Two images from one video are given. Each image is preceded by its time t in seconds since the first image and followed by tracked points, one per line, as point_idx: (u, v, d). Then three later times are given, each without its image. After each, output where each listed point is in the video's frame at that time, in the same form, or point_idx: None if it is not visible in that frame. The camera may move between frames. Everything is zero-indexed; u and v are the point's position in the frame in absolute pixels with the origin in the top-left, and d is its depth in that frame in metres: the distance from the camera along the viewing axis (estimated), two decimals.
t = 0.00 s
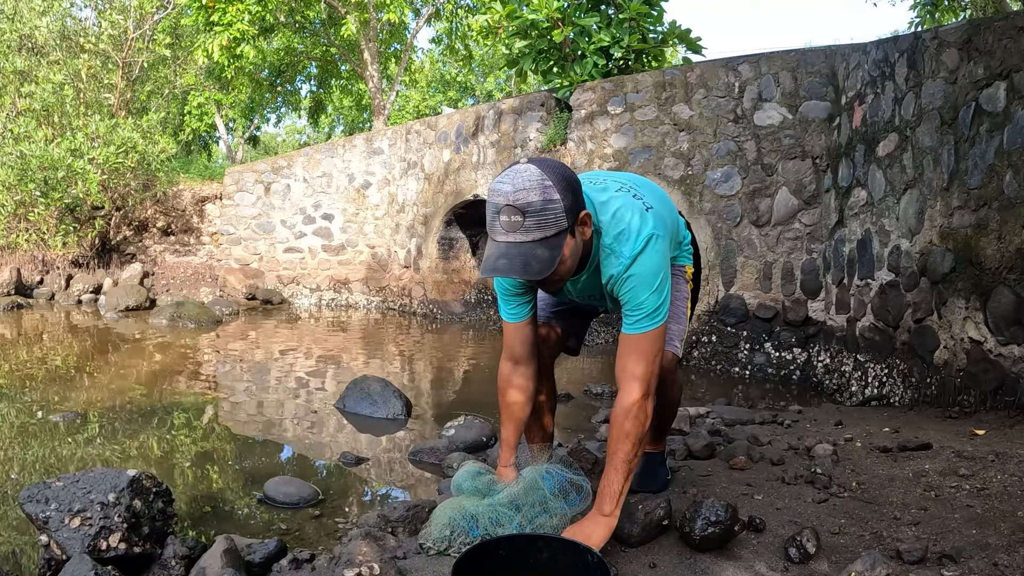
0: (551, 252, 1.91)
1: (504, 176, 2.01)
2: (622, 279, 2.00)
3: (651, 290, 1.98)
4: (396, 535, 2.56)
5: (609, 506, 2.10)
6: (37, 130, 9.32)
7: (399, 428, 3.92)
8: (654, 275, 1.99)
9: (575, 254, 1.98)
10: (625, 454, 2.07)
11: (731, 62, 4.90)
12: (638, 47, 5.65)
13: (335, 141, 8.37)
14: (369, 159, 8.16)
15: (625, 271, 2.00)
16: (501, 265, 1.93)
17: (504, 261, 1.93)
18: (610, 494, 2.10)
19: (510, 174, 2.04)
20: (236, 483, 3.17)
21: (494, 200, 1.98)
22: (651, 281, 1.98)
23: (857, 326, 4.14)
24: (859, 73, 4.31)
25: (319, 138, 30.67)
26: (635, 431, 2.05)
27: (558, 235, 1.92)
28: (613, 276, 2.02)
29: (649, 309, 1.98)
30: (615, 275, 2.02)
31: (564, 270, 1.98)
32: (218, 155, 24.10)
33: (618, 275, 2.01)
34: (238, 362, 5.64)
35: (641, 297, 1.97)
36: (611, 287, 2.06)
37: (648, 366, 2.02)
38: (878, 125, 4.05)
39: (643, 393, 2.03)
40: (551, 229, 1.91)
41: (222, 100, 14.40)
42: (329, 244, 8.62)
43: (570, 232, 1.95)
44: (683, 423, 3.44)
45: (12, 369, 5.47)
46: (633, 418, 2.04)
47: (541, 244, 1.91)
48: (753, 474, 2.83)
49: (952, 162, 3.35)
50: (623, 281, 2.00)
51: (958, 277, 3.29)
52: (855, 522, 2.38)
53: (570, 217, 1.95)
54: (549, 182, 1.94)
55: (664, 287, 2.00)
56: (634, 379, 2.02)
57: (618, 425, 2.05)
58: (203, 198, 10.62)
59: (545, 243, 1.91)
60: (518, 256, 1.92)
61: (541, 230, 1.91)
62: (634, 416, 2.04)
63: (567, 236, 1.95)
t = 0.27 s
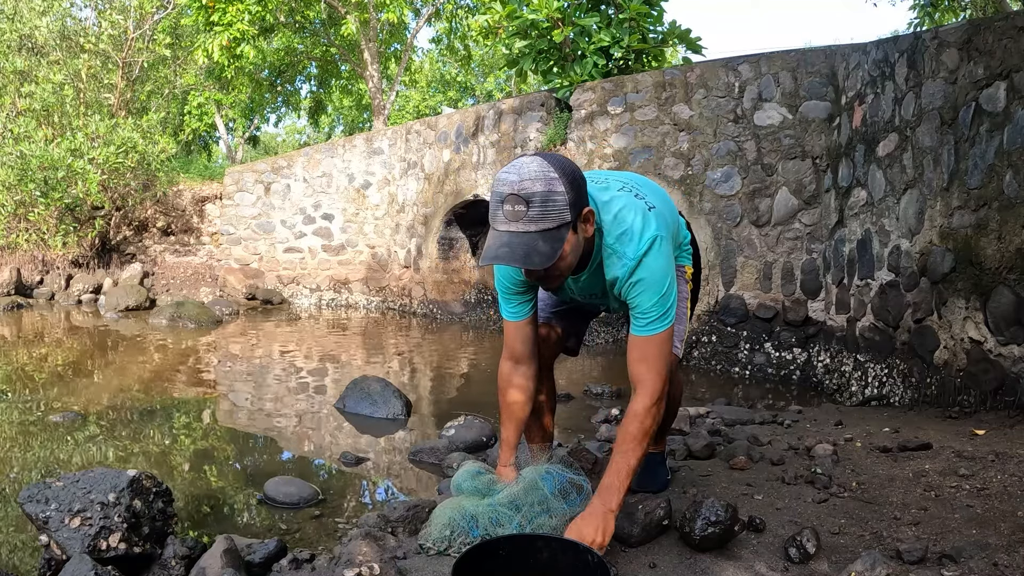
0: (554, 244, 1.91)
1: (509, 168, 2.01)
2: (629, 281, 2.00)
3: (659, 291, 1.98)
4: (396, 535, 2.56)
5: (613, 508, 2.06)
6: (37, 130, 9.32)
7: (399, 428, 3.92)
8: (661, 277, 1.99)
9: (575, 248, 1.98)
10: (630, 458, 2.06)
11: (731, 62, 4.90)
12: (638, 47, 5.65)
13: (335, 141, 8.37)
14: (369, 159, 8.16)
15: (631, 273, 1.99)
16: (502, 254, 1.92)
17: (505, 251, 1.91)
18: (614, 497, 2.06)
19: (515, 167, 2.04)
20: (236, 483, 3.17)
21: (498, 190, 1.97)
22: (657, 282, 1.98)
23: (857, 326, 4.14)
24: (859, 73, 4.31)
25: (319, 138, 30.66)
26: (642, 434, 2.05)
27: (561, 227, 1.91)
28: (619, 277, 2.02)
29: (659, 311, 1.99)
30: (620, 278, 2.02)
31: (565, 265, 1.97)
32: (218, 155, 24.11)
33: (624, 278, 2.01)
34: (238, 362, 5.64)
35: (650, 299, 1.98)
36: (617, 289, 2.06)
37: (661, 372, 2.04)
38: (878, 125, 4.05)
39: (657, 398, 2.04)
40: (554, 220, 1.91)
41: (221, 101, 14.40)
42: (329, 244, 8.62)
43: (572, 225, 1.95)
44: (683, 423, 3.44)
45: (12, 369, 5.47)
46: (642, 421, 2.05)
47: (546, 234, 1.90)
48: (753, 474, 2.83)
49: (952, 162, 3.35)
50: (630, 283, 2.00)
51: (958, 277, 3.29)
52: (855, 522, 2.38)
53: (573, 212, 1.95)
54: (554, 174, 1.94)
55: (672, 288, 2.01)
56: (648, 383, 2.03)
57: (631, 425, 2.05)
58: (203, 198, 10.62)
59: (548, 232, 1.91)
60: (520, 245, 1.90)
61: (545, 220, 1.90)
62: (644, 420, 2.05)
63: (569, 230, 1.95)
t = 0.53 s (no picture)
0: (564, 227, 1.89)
1: (515, 152, 1.99)
2: (638, 270, 2.01)
3: (668, 282, 1.99)
4: (397, 535, 2.56)
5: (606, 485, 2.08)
6: (37, 130, 9.32)
7: (399, 428, 3.92)
8: (670, 267, 2.00)
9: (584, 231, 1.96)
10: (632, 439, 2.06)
11: (731, 62, 4.90)
12: (638, 47, 5.64)
13: (335, 141, 8.37)
14: (369, 159, 8.16)
15: (639, 260, 2.00)
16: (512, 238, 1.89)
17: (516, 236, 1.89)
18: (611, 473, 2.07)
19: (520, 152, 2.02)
20: (236, 483, 3.17)
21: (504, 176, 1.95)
22: (666, 271, 1.99)
23: (857, 326, 4.14)
24: (859, 73, 4.31)
25: (319, 138, 30.68)
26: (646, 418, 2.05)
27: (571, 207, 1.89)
28: (626, 265, 2.03)
29: (669, 301, 2.00)
30: (628, 265, 2.03)
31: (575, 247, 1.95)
32: (218, 155, 24.12)
33: (632, 265, 2.02)
34: (238, 362, 5.64)
35: (659, 288, 1.99)
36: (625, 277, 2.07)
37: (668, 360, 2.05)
38: (878, 125, 4.05)
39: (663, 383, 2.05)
40: (564, 199, 1.89)
41: (221, 101, 14.40)
42: (329, 244, 8.62)
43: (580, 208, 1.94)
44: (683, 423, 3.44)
45: (12, 369, 5.47)
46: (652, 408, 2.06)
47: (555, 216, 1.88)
48: (753, 474, 2.83)
49: (952, 162, 3.35)
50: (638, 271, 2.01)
51: (958, 277, 3.29)
52: (855, 522, 2.38)
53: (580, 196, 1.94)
54: (562, 157, 1.93)
55: (679, 279, 2.03)
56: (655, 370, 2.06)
57: (637, 410, 2.07)
58: (203, 198, 10.62)
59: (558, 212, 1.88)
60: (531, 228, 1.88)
61: (555, 201, 1.88)
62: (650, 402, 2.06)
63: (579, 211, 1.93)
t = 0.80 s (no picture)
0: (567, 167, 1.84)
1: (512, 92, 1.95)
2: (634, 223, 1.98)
3: (666, 235, 1.97)
4: (397, 535, 2.56)
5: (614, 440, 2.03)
6: (37, 130, 9.32)
7: (399, 428, 3.92)
8: (667, 218, 1.97)
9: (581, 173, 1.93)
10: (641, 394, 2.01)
11: (731, 62, 4.90)
12: (638, 47, 5.64)
13: (335, 141, 8.37)
14: (369, 159, 8.16)
15: (635, 211, 1.98)
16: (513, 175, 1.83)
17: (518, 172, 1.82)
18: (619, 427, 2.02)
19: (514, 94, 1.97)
20: (236, 483, 3.17)
21: (504, 111, 1.88)
22: (663, 223, 1.97)
23: (857, 326, 4.14)
24: (859, 73, 4.31)
25: (319, 138, 30.68)
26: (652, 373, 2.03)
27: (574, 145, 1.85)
28: (622, 217, 2.01)
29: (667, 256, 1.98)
30: (624, 218, 2.00)
31: (572, 190, 1.91)
32: (218, 155, 24.12)
33: (628, 217, 2.00)
34: (238, 362, 5.64)
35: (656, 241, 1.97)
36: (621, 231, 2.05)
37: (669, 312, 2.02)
38: (878, 125, 4.05)
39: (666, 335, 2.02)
40: (568, 135, 1.84)
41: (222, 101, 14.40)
42: (329, 244, 8.63)
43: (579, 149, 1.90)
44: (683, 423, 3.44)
45: (11, 369, 5.47)
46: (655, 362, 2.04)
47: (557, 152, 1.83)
48: (753, 474, 2.83)
49: (952, 162, 3.35)
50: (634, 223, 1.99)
51: (958, 277, 3.29)
52: (855, 522, 2.38)
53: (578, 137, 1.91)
54: (562, 93, 1.90)
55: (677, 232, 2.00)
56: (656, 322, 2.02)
57: (639, 364, 2.05)
58: (203, 198, 10.62)
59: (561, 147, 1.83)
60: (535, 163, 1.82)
61: (559, 137, 1.83)
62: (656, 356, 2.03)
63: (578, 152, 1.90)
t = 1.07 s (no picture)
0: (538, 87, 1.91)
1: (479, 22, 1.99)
2: (615, 150, 2.04)
3: (649, 160, 2.03)
4: (396, 535, 2.57)
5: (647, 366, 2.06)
6: (37, 130, 9.33)
7: (399, 428, 3.92)
8: (646, 142, 2.04)
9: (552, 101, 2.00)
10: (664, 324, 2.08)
11: (731, 62, 4.90)
12: (638, 47, 5.64)
13: (335, 141, 8.38)
14: (369, 159, 8.16)
15: (614, 139, 2.04)
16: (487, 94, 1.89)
17: (491, 90, 1.88)
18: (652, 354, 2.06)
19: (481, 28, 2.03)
20: (236, 483, 3.17)
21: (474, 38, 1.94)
22: (641, 149, 2.03)
23: (857, 326, 4.14)
24: (859, 73, 4.31)
25: (318, 138, 30.69)
26: (670, 305, 2.09)
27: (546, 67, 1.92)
28: (601, 149, 2.06)
29: (652, 179, 2.03)
30: (604, 149, 2.05)
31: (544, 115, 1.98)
32: (218, 155, 24.13)
33: (607, 147, 2.05)
34: (238, 362, 5.64)
35: (638, 166, 2.02)
36: (602, 166, 2.09)
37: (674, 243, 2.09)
38: (878, 125, 4.05)
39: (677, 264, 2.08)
40: (539, 56, 1.91)
41: (222, 101, 14.40)
42: (329, 244, 8.62)
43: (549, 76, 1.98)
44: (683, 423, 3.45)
45: (11, 369, 5.46)
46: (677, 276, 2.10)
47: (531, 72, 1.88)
48: (753, 474, 2.83)
49: (952, 162, 3.35)
50: (615, 151, 2.04)
51: (958, 277, 3.29)
52: (855, 522, 2.38)
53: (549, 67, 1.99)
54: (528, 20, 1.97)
55: (658, 157, 2.06)
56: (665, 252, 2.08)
57: (658, 286, 2.10)
58: (203, 198, 10.62)
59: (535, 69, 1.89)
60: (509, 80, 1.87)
61: (531, 57, 1.89)
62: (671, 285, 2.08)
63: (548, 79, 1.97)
